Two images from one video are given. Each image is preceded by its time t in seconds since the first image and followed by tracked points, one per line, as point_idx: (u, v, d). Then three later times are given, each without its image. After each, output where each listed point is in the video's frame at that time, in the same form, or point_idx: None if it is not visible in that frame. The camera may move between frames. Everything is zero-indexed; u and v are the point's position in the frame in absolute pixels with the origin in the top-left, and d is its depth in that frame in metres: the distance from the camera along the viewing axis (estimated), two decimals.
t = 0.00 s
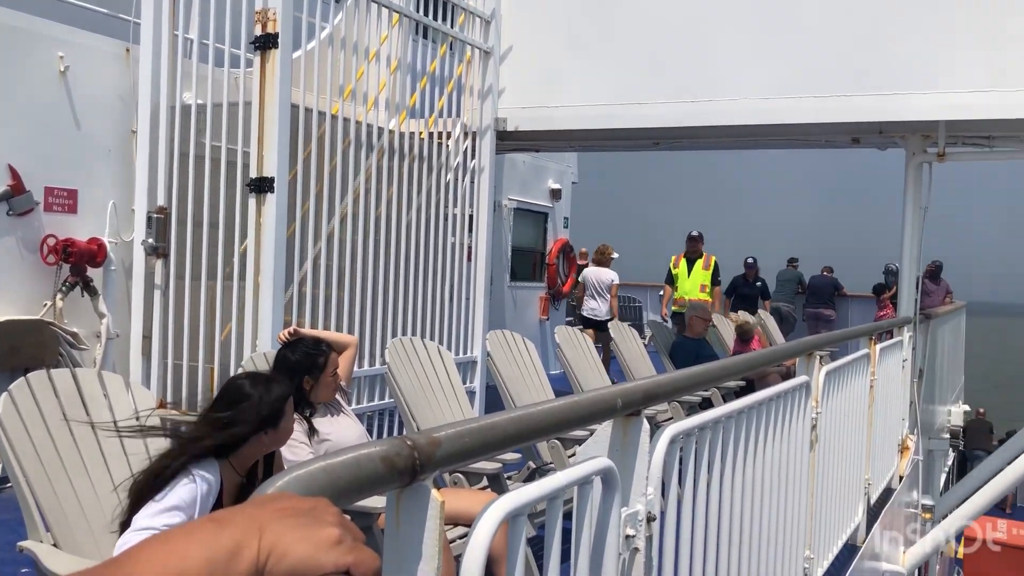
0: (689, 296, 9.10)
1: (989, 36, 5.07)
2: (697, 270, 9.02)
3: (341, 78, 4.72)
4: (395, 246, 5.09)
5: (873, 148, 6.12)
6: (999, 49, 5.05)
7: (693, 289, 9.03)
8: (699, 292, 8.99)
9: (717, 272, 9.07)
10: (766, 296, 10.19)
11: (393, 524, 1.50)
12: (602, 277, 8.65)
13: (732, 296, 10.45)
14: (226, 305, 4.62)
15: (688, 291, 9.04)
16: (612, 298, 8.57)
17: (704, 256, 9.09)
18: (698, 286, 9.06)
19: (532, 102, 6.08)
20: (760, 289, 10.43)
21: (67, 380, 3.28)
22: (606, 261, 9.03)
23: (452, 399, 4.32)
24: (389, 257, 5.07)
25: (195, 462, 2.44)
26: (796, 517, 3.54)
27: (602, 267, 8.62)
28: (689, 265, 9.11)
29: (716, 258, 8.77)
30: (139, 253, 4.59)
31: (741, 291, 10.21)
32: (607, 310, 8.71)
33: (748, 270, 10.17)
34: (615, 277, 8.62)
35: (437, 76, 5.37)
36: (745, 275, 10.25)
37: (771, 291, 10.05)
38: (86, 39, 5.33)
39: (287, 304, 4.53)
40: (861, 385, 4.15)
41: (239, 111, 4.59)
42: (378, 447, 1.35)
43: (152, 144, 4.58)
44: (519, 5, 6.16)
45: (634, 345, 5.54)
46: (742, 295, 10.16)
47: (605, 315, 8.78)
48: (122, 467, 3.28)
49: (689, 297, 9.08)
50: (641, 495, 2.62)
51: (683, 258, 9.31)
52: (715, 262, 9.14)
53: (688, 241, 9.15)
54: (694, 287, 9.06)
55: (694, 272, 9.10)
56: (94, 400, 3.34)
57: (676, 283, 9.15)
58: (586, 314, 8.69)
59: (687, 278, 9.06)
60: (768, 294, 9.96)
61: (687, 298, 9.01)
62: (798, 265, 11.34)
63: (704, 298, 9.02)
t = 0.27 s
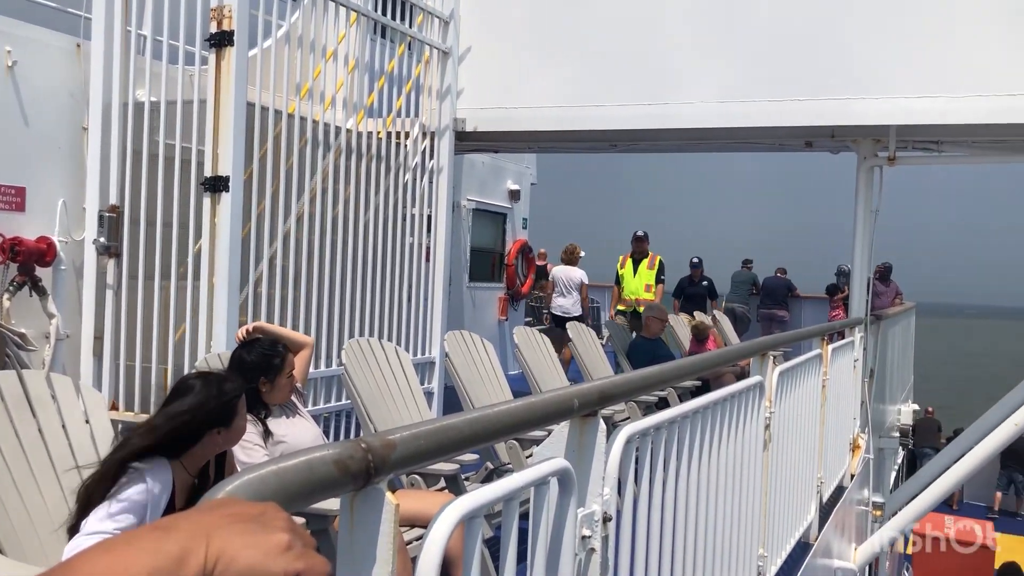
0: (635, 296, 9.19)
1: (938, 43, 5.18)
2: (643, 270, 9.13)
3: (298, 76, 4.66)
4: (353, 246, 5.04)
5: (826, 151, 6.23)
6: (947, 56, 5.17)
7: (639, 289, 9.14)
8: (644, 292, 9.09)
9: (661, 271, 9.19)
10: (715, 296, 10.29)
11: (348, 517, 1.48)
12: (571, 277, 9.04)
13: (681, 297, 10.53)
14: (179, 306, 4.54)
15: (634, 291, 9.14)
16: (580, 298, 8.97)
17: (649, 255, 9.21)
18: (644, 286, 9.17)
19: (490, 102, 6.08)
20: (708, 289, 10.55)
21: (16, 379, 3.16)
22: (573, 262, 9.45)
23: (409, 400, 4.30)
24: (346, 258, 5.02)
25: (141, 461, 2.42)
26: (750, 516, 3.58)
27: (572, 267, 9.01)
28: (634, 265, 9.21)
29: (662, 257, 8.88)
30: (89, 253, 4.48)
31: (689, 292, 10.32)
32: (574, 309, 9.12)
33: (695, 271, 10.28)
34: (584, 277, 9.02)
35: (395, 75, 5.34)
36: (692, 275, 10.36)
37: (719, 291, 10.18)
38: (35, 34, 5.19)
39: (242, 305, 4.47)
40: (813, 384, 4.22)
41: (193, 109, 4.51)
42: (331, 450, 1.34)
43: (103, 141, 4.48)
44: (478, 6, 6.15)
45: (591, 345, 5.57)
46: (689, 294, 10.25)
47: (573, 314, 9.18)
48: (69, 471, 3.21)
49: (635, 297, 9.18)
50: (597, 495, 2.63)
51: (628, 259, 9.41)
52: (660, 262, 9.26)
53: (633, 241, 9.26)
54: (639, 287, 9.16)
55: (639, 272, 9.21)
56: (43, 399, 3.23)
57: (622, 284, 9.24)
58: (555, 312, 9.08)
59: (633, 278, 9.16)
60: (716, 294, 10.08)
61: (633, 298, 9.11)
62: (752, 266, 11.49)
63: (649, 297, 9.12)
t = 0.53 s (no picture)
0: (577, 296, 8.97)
1: (892, 45, 5.27)
2: (585, 270, 8.90)
3: (254, 72, 4.59)
4: (310, 244, 4.98)
5: (782, 151, 6.30)
6: (901, 57, 5.25)
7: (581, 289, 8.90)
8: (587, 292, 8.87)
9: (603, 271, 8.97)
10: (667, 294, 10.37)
11: (298, 534, 1.46)
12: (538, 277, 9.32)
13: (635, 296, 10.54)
14: (132, 306, 4.44)
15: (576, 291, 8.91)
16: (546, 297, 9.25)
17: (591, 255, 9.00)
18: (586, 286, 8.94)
19: (450, 100, 6.05)
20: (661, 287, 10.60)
21: None
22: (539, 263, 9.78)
23: (368, 399, 4.26)
24: (303, 256, 4.96)
25: (92, 466, 2.34)
26: (708, 513, 3.60)
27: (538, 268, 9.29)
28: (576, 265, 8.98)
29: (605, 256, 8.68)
30: (38, 251, 4.35)
31: (642, 290, 10.34)
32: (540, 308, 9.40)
33: (647, 269, 10.30)
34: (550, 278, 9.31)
35: (353, 72, 5.28)
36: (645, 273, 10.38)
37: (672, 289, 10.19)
38: None
39: (197, 304, 4.38)
40: (770, 381, 4.26)
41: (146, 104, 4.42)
42: (282, 453, 1.31)
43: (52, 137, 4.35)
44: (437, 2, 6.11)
45: (551, 343, 5.57)
46: (641, 293, 10.25)
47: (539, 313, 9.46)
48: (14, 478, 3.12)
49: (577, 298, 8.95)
50: (556, 495, 2.62)
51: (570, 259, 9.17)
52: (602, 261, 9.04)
53: (575, 240, 9.03)
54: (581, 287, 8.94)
55: (582, 272, 8.98)
56: None
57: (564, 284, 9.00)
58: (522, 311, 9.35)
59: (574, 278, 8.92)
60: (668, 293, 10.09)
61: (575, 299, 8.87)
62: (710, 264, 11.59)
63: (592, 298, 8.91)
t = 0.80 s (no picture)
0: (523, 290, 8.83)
1: (848, 44, 5.33)
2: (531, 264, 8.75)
3: (210, 67, 4.52)
4: (268, 242, 4.92)
5: (741, 149, 6.35)
6: (857, 57, 5.32)
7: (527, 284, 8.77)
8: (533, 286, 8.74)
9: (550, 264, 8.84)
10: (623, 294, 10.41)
11: (251, 534, 1.42)
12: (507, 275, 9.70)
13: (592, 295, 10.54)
14: (85, 303, 4.34)
15: (522, 286, 8.77)
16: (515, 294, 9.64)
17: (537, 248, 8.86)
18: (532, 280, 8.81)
19: (410, 96, 6.01)
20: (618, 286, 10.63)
21: None
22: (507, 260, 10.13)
23: (327, 398, 4.22)
24: (260, 253, 4.89)
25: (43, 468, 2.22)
26: (667, 509, 3.62)
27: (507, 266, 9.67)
28: (522, 259, 8.83)
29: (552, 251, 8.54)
30: None
31: (598, 290, 10.34)
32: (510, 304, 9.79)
33: (604, 268, 10.30)
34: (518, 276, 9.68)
35: (313, 67, 5.22)
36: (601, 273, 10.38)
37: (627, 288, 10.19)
38: None
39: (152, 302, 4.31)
40: (728, 378, 4.29)
41: (98, 98, 4.33)
42: (232, 455, 1.28)
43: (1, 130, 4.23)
44: None
45: (513, 340, 5.56)
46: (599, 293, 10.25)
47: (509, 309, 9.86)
48: None
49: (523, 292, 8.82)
50: (514, 494, 2.61)
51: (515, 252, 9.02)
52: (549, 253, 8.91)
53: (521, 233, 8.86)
54: (527, 281, 8.80)
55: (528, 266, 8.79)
56: None
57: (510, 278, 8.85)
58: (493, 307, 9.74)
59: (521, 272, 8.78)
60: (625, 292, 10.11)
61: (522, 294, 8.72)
62: (671, 261, 11.67)
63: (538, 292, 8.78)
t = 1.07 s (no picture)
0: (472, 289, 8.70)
1: (807, 43, 5.40)
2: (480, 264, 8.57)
3: (169, 60, 4.45)
4: (229, 237, 4.86)
5: (702, 145, 6.41)
6: (815, 55, 5.39)
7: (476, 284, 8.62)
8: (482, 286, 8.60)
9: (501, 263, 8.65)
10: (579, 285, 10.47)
11: (207, 531, 1.41)
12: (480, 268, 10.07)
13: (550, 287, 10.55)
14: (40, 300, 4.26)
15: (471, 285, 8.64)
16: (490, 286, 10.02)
17: (488, 246, 8.67)
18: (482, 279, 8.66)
19: (373, 91, 5.97)
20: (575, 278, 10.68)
21: None
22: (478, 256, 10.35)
23: (288, 394, 4.19)
24: (221, 249, 4.84)
25: None
26: (628, 502, 3.65)
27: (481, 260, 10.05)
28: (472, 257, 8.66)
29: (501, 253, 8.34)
30: None
31: (556, 283, 10.36)
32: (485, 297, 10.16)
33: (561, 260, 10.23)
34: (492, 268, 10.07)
35: (274, 61, 5.17)
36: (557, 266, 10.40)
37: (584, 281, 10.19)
38: None
39: (110, 298, 4.24)
40: (689, 372, 4.34)
41: (53, 90, 4.24)
42: (185, 451, 1.25)
43: None
44: None
45: (477, 336, 5.57)
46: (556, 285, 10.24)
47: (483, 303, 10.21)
48: None
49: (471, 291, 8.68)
50: (474, 489, 2.62)
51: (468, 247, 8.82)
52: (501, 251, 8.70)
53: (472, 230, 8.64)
54: (477, 281, 8.65)
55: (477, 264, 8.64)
56: None
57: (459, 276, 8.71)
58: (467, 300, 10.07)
59: (470, 272, 8.62)
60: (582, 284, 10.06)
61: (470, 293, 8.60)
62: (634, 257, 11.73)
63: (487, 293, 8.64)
